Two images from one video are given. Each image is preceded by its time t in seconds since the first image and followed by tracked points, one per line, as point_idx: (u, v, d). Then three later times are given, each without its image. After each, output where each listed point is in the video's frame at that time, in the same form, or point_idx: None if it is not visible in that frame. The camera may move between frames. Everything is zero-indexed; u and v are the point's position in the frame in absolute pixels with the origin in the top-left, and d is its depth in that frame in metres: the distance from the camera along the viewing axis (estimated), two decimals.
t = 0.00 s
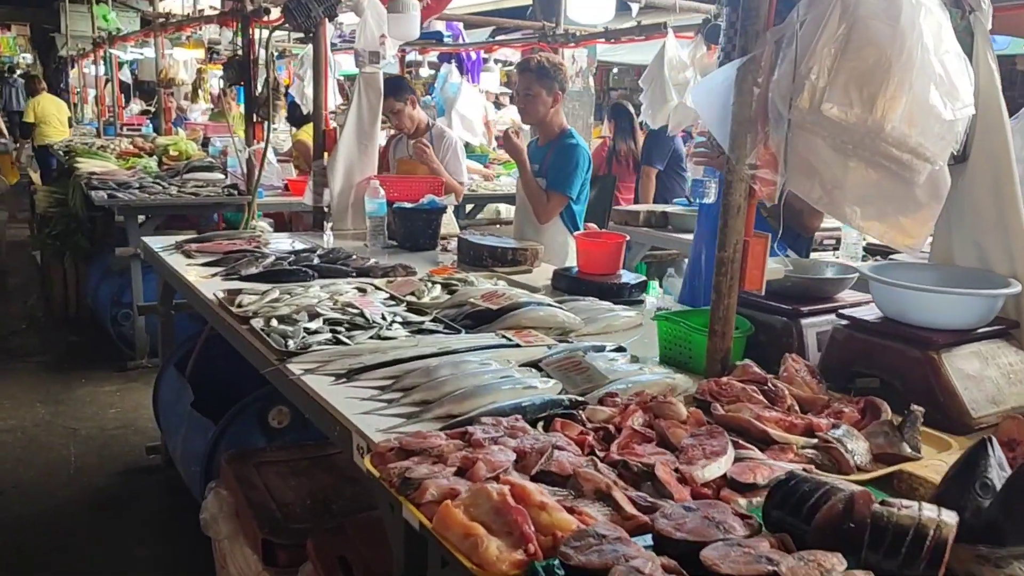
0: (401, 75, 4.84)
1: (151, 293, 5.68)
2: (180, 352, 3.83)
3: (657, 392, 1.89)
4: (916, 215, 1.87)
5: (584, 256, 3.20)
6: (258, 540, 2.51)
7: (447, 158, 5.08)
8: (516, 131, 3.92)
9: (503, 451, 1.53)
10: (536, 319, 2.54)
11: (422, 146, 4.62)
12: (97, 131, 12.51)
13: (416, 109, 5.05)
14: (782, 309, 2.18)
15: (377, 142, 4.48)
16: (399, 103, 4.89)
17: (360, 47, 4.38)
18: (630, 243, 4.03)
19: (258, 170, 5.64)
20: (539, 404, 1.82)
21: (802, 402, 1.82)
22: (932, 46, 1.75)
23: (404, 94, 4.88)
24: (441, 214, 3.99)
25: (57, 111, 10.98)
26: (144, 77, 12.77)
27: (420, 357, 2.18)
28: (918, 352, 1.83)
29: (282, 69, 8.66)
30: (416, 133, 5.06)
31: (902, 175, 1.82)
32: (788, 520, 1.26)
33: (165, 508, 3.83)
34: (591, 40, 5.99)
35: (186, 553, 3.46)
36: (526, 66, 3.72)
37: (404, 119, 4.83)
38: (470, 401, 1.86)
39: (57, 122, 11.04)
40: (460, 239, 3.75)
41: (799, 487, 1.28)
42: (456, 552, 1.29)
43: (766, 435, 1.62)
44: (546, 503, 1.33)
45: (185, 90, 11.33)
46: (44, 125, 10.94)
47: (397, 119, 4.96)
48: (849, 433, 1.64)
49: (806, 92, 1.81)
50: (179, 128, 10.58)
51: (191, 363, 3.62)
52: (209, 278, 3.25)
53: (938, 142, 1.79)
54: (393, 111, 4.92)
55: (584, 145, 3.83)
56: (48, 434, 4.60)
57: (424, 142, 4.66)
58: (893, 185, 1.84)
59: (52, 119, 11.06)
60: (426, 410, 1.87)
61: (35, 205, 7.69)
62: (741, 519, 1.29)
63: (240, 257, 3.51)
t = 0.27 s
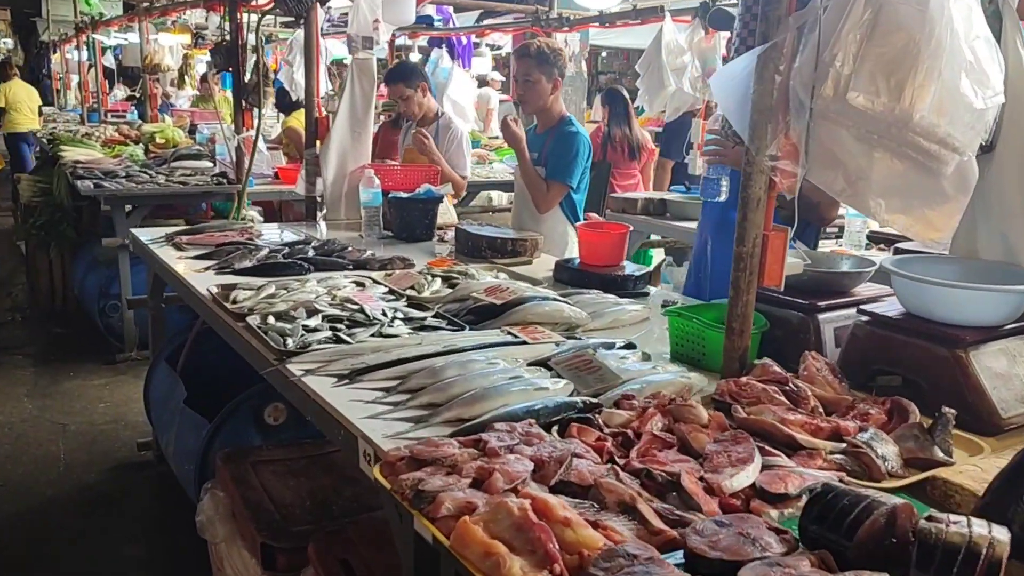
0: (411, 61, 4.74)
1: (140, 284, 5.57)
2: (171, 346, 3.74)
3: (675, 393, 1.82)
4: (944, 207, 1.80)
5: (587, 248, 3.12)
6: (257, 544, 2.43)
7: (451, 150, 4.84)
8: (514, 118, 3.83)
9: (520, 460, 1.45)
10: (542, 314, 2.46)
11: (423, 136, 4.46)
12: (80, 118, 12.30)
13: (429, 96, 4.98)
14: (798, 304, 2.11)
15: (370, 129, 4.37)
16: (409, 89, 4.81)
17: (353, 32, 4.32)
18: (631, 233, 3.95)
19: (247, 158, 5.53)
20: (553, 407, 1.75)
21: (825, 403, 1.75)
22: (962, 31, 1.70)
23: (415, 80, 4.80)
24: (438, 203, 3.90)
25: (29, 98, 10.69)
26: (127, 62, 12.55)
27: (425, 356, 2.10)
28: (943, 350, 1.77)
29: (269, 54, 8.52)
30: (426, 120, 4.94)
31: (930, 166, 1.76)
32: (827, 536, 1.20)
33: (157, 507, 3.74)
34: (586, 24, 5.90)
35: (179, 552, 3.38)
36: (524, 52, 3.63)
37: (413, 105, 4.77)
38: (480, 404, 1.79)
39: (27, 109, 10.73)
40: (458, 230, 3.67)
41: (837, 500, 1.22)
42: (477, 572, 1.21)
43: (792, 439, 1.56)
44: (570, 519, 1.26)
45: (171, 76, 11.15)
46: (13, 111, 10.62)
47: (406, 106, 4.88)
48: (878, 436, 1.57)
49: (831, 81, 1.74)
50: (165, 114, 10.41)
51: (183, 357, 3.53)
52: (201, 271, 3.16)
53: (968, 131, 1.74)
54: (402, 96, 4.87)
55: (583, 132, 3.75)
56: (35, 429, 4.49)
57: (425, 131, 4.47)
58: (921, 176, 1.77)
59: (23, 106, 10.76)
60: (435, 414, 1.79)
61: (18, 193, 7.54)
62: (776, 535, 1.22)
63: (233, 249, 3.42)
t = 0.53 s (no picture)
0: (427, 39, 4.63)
1: (133, 267, 5.49)
2: (165, 331, 3.66)
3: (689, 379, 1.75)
4: (970, 185, 1.73)
5: (591, 229, 3.05)
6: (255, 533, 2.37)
7: (455, 133, 4.73)
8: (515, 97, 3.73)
9: (532, 451, 1.39)
10: (548, 298, 2.39)
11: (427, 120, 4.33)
12: (72, 99, 12.14)
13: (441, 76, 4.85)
14: (814, 286, 2.04)
15: (368, 109, 4.28)
16: (420, 68, 4.69)
17: (349, 10, 4.20)
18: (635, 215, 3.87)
19: (241, 138, 5.43)
20: (563, 393, 1.68)
21: (846, 389, 1.69)
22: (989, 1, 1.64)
23: (427, 59, 4.68)
24: (437, 184, 3.81)
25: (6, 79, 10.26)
26: (119, 41, 12.37)
27: (428, 342, 2.04)
28: (967, 334, 1.70)
29: (262, 33, 8.38)
30: (435, 101, 4.84)
31: (956, 142, 1.69)
32: (860, 531, 1.14)
33: (153, 494, 3.68)
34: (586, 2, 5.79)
35: (175, 540, 3.33)
36: (525, 30, 3.53)
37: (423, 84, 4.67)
38: (488, 391, 1.72)
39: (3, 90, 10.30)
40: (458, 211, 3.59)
41: (870, 493, 1.15)
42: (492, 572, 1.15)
43: (815, 427, 1.49)
44: (588, 514, 1.20)
45: (163, 55, 11.00)
46: None
47: (414, 85, 4.77)
48: (904, 423, 1.51)
49: (854, 53, 1.66)
50: (157, 95, 10.27)
51: (177, 342, 3.46)
52: (195, 255, 3.07)
53: (996, 105, 1.68)
54: (412, 74, 4.75)
55: (586, 111, 3.66)
56: (28, 415, 4.43)
57: (426, 114, 4.32)
58: (946, 153, 1.71)
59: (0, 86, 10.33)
60: (441, 402, 1.73)
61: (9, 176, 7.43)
62: (806, 530, 1.16)
63: (227, 232, 3.33)
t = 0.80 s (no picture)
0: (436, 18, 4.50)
1: (127, 255, 5.38)
2: (159, 321, 3.56)
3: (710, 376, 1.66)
4: (1010, 169, 1.60)
5: (597, 216, 2.95)
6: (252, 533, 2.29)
7: (461, 119, 4.62)
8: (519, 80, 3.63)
9: (548, 455, 1.29)
10: (556, 288, 2.30)
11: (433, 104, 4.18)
12: (64, 84, 11.96)
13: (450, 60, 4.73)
14: (837, 277, 1.94)
15: (366, 93, 4.16)
16: (427, 48, 4.58)
17: None
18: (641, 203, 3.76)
19: (236, 123, 5.31)
20: (577, 391, 1.59)
21: (876, 386, 1.60)
22: None
23: (436, 39, 4.58)
24: (437, 170, 3.70)
25: None
26: (111, 25, 12.18)
27: (432, 335, 1.94)
28: (1004, 328, 1.61)
29: (257, 16, 8.24)
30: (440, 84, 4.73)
31: (996, 123, 1.57)
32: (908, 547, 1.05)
33: (148, 488, 3.59)
34: None
35: (170, 536, 3.24)
36: (529, 9, 3.42)
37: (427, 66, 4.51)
38: (497, 388, 1.62)
39: None
40: (459, 198, 3.48)
41: (919, 506, 1.06)
42: None
43: (848, 428, 1.40)
44: (612, 526, 1.11)
45: (156, 39, 10.83)
46: None
47: (420, 65, 4.66)
48: (942, 424, 1.42)
49: (888, 30, 1.56)
50: (150, 80, 10.11)
51: (171, 333, 3.37)
52: (188, 243, 2.97)
53: None
54: (419, 54, 4.62)
55: (591, 94, 3.55)
56: (20, 406, 4.33)
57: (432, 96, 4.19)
58: (984, 135, 1.59)
59: None
60: (447, 400, 1.63)
61: None
62: (850, 545, 1.07)
63: (221, 219, 3.23)
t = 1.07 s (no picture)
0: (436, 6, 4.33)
1: (111, 249, 5.25)
2: (144, 318, 3.45)
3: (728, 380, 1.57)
4: None
5: (598, 210, 2.86)
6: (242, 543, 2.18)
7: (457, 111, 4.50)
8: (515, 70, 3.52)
9: (562, 471, 1.20)
10: (558, 286, 2.20)
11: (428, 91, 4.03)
12: (46, 74, 11.74)
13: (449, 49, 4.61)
14: (856, 276, 1.85)
15: (357, 83, 4.04)
16: (429, 35, 4.45)
17: None
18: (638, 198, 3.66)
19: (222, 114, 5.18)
20: (588, 398, 1.49)
21: (904, 392, 1.51)
22: None
23: (438, 26, 4.45)
24: (431, 162, 3.59)
25: None
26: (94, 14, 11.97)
27: (431, 337, 1.84)
28: None
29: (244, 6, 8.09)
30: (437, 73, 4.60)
31: None
32: None
33: (134, 491, 3.48)
34: None
35: (156, 541, 3.13)
36: None
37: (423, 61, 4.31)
38: (501, 396, 1.52)
39: None
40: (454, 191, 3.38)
41: (974, 531, 0.97)
42: None
43: (880, 439, 1.31)
44: (636, 553, 1.01)
45: (141, 29, 10.64)
46: None
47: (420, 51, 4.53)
48: (978, 434, 1.33)
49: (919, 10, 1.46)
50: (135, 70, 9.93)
51: (156, 330, 3.25)
52: (172, 238, 2.85)
53: None
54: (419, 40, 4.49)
55: (589, 85, 3.44)
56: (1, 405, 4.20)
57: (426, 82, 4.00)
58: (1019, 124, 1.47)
59: None
60: (448, 409, 1.53)
61: None
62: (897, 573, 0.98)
63: (208, 213, 3.11)
